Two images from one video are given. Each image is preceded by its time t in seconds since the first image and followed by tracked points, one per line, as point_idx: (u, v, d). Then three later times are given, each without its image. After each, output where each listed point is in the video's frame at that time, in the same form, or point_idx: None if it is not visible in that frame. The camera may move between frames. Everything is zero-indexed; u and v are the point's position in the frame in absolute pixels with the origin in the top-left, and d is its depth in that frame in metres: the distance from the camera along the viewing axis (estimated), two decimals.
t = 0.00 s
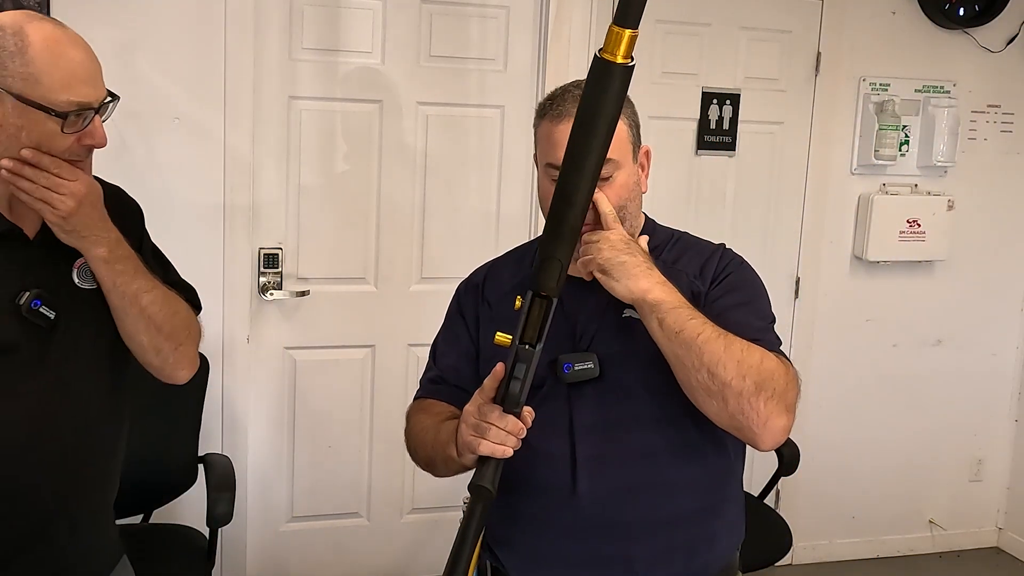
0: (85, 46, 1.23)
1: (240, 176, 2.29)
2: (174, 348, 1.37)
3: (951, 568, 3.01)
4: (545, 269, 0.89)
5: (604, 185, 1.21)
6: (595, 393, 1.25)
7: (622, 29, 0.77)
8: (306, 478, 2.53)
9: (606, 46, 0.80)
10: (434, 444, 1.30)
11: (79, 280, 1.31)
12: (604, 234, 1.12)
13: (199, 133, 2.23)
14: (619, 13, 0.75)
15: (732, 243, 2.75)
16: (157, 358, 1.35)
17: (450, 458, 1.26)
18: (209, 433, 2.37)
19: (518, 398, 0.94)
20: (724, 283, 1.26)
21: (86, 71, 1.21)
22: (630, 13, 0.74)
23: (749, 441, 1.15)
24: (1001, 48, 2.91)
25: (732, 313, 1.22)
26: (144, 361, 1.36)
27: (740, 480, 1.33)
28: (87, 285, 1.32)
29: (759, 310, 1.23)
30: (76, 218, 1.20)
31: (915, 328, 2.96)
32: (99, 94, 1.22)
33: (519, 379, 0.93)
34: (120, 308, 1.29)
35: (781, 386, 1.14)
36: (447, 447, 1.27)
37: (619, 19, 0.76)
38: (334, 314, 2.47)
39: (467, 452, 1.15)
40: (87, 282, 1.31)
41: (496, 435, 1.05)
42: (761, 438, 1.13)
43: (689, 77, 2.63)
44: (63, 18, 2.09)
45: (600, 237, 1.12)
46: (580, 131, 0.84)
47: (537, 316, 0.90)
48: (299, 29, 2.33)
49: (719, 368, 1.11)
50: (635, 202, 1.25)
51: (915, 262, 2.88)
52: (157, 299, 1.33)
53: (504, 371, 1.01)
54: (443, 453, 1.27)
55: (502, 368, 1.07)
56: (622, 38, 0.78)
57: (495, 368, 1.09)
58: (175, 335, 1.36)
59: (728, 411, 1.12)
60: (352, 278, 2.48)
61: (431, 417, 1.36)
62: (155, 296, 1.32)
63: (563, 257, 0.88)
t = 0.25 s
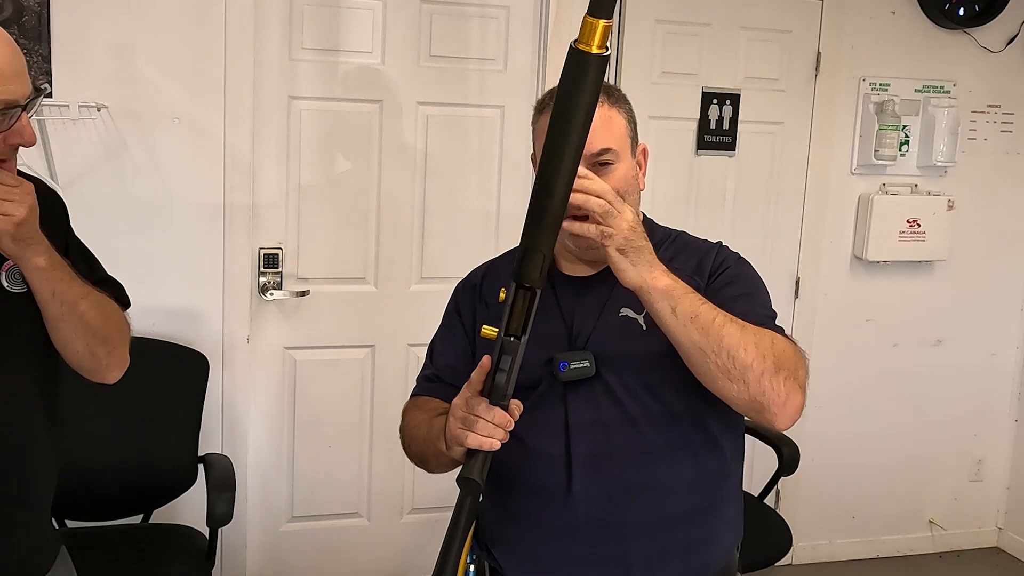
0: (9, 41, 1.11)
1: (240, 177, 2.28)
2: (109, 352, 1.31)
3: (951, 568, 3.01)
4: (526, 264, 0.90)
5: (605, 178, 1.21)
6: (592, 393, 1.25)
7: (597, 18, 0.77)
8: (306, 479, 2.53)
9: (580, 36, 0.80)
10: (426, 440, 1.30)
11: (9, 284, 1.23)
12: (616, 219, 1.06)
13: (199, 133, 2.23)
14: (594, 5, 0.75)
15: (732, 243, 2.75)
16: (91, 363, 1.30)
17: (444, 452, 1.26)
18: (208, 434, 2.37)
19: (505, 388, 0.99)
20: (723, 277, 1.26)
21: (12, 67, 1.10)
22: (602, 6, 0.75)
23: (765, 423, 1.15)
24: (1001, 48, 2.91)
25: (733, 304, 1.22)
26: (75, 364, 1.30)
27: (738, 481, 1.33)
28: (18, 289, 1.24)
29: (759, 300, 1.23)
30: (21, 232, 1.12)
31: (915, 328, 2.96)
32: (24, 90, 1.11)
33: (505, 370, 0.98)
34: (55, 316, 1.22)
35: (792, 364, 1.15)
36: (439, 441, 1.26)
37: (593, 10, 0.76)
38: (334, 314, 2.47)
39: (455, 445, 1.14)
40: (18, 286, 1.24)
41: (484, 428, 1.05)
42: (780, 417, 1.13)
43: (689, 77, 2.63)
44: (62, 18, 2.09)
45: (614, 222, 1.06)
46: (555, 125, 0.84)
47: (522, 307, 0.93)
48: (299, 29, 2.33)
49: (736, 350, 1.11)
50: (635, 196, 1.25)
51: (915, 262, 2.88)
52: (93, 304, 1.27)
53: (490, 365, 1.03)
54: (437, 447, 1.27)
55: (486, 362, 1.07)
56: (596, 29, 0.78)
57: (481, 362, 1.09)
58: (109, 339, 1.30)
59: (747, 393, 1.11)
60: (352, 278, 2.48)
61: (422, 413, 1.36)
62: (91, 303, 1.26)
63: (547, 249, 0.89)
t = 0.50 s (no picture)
0: None
1: (240, 177, 2.28)
2: (87, 352, 1.30)
3: (951, 567, 3.01)
4: (524, 266, 0.91)
5: (611, 174, 1.20)
6: (593, 391, 1.25)
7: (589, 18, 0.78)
8: (306, 478, 2.53)
9: (573, 38, 0.81)
10: (428, 439, 1.30)
11: None
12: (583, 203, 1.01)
13: (199, 133, 2.23)
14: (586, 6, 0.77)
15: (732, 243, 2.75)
16: (70, 361, 1.28)
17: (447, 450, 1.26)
18: (209, 433, 2.37)
19: (507, 390, 0.99)
20: (707, 263, 1.25)
21: None
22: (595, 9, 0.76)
23: (706, 397, 1.13)
24: (1001, 48, 2.92)
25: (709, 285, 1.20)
26: (54, 362, 1.28)
27: (737, 479, 1.33)
28: None
29: (740, 285, 1.21)
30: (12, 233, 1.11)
31: (915, 328, 2.96)
32: None
33: (506, 372, 0.98)
34: (36, 314, 1.21)
35: (737, 341, 1.12)
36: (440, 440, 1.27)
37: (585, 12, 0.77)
38: (334, 314, 2.47)
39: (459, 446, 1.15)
40: None
41: (487, 429, 1.05)
42: (723, 394, 1.11)
43: (689, 77, 2.63)
44: (62, 17, 2.09)
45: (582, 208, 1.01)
46: (551, 125, 0.85)
47: (521, 310, 0.93)
48: (299, 29, 2.33)
49: (680, 330, 1.07)
50: (639, 192, 1.24)
51: (915, 262, 2.88)
52: (74, 304, 1.25)
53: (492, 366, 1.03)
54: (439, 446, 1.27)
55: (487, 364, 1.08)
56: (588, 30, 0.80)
57: (481, 362, 1.09)
58: (89, 339, 1.29)
59: (690, 371, 1.09)
60: (352, 277, 2.48)
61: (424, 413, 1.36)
62: (72, 304, 1.25)
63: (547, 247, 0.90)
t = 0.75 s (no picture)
0: None
1: (240, 177, 2.28)
2: (89, 344, 1.29)
3: (952, 567, 3.01)
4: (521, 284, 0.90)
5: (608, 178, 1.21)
6: (593, 392, 1.25)
7: (576, 48, 0.74)
8: (306, 479, 2.53)
9: (563, 65, 0.77)
10: (433, 443, 1.30)
11: None
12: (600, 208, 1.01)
13: (198, 133, 2.23)
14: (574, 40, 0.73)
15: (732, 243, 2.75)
16: (71, 353, 1.27)
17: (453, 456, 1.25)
18: (209, 433, 2.37)
19: (508, 405, 0.99)
20: (706, 265, 1.25)
21: None
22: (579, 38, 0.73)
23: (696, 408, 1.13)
24: (1001, 48, 2.91)
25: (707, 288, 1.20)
26: (55, 355, 1.28)
27: (738, 479, 1.33)
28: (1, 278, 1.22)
29: (737, 288, 1.20)
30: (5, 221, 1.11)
31: (915, 328, 2.96)
32: None
33: (508, 385, 0.99)
34: (33, 303, 1.20)
35: (733, 356, 1.12)
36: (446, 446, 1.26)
37: (573, 43, 0.73)
38: (334, 314, 2.47)
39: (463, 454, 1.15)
40: None
41: (492, 438, 1.05)
42: (713, 406, 1.11)
43: (689, 77, 2.63)
44: (62, 17, 2.09)
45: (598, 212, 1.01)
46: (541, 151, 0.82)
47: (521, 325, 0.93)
48: (299, 29, 2.33)
49: (677, 341, 1.07)
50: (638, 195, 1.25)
51: (915, 262, 2.88)
52: (74, 295, 1.25)
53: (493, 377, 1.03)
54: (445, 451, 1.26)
55: (489, 376, 1.08)
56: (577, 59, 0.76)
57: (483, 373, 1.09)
58: (90, 331, 1.28)
59: (683, 382, 1.09)
60: (352, 278, 2.48)
61: (431, 417, 1.36)
62: (72, 294, 1.24)
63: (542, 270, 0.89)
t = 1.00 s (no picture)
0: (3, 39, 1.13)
1: (239, 177, 2.28)
2: (105, 339, 1.29)
3: (951, 567, 3.01)
4: (513, 292, 0.90)
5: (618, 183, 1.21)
6: (596, 392, 1.25)
7: (559, 58, 0.74)
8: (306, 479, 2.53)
9: (546, 75, 0.78)
10: (432, 443, 1.30)
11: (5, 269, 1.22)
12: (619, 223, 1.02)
13: (198, 134, 2.23)
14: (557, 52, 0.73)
15: (732, 244, 2.75)
16: (87, 348, 1.28)
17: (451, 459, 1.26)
18: (209, 433, 2.37)
19: (505, 409, 1.00)
20: (710, 272, 1.24)
21: None
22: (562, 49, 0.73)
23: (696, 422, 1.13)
24: (1001, 48, 2.92)
25: (709, 297, 1.20)
26: (71, 349, 1.28)
27: (739, 481, 1.33)
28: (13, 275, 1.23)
29: (740, 297, 1.20)
30: (22, 217, 1.12)
31: (915, 328, 2.96)
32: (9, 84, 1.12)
33: (504, 390, 0.99)
34: (52, 298, 1.21)
35: (736, 377, 1.11)
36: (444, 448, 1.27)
37: (555, 53, 0.73)
38: (334, 314, 2.47)
39: (462, 457, 1.16)
40: (13, 270, 1.23)
41: (490, 441, 1.05)
42: (709, 421, 1.11)
43: (689, 77, 2.63)
44: (62, 17, 2.09)
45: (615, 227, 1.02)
46: (527, 160, 0.82)
47: (514, 332, 0.93)
48: (299, 29, 2.33)
49: (680, 357, 1.07)
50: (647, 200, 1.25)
51: (915, 262, 2.88)
52: (92, 289, 1.25)
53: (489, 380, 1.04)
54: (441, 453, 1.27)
55: (485, 379, 1.08)
56: (561, 69, 0.76)
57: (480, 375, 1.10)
58: (106, 325, 1.29)
59: (682, 396, 1.09)
60: (352, 278, 2.48)
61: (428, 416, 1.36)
62: (90, 288, 1.24)
63: (532, 277, 0.89)
